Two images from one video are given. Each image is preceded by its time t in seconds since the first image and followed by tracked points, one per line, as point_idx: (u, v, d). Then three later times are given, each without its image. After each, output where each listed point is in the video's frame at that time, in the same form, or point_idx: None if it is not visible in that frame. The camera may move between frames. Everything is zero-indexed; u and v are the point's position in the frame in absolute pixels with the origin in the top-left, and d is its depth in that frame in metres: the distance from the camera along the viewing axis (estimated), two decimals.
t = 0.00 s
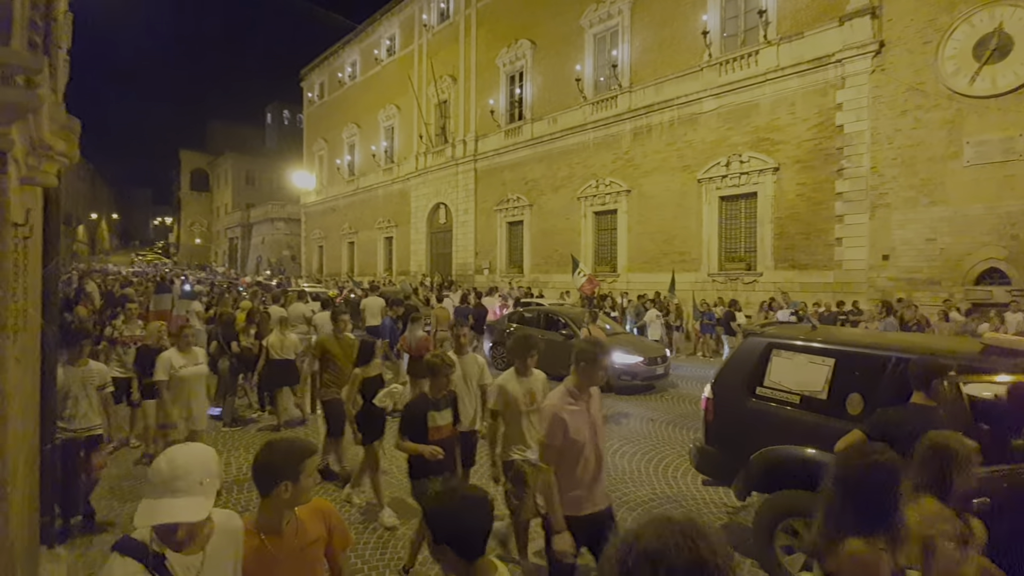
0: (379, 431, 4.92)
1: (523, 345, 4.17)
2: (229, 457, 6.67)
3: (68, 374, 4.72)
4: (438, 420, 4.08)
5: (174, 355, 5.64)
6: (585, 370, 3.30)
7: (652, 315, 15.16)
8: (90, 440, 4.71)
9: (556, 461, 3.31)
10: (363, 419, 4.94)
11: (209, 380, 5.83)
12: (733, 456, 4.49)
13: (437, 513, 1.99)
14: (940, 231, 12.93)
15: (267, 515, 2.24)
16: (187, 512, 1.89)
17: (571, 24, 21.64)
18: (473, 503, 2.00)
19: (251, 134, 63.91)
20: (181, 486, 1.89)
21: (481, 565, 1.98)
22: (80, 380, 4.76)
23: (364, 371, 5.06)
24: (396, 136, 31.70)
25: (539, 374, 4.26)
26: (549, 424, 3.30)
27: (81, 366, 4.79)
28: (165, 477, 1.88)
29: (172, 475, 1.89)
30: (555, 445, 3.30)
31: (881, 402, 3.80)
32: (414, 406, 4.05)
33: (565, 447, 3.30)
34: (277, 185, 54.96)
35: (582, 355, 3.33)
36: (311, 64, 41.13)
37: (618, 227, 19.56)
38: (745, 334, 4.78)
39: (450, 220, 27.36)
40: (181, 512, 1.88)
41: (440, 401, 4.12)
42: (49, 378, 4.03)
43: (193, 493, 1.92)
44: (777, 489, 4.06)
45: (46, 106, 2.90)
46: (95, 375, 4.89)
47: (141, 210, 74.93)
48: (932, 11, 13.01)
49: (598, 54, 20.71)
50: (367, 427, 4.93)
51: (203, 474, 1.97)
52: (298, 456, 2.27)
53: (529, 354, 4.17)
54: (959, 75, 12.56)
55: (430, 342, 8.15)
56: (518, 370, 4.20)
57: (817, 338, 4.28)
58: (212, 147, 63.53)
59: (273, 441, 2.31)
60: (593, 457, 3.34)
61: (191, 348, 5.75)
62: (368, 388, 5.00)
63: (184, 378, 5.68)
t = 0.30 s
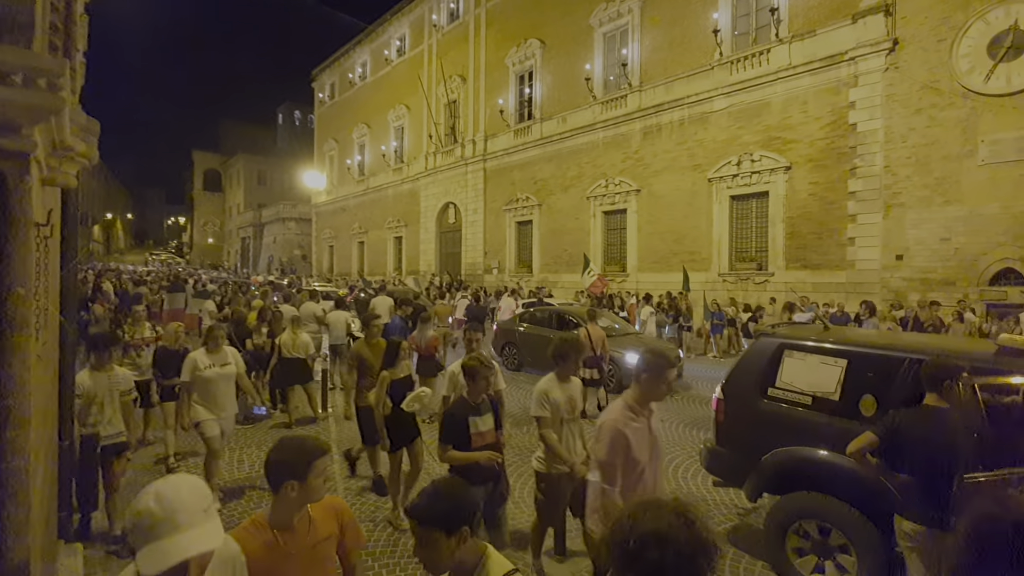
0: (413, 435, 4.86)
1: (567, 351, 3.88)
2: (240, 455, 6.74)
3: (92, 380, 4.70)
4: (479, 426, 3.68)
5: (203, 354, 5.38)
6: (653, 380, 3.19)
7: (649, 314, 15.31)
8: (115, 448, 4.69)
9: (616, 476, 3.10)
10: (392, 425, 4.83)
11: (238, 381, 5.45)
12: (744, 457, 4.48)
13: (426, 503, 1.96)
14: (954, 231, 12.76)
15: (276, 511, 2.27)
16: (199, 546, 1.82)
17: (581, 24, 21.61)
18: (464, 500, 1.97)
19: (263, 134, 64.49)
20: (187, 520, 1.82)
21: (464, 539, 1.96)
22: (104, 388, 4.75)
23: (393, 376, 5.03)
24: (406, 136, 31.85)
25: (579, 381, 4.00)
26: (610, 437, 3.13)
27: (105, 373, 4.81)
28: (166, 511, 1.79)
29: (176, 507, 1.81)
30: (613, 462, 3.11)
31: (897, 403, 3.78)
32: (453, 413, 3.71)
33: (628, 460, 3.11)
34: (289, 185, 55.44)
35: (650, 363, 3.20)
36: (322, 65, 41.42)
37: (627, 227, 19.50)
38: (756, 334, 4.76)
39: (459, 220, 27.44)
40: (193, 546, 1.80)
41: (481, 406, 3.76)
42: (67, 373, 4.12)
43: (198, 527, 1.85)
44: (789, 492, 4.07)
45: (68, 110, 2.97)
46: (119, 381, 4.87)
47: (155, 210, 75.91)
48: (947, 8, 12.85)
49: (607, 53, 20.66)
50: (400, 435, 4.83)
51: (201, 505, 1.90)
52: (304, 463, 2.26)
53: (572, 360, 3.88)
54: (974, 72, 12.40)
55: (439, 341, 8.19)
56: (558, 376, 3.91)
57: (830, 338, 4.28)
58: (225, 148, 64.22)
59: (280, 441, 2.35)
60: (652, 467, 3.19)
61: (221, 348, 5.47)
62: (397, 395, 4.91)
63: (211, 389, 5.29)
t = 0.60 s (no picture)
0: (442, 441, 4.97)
1: (625, 358, 3.66)
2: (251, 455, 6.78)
3: (127, 385, 4.96)
4: (523, 440, 3.39)
5: (229, 361, 5.40)
6: (726, 389, 2.91)
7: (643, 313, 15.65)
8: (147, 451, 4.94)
9: (683, 492, 2.82)
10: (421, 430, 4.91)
11: (264, 386, 5.50)
12: (758, 461, 4.43)
13: (426, 509, 1.92)
14: (970, 231, 12.58)
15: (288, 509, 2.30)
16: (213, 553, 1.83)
17: (590, 24, 21.57)
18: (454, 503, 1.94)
19: (274, 135, 65.03)
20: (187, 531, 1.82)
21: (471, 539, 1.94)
22: (136, 391, 4.98)
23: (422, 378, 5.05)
24: (415, 137, 31.99)
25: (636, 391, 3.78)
26: (677, 450, 2.81)
27: (137, 374, 5.04)
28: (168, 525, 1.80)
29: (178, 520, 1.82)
30: (681, 474, 2.82)
31: (912, 405, 3.74)
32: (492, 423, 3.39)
33: (698, 473, 2.82)
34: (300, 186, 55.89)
35: (722, 369, 2.93)
36: (332, 66, 41.69)
37: (636, 228, 19.44)
38: (769, 336, 4.71)
39: (468, 220, 27.49)
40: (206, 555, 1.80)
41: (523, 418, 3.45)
42: (83, 369, 4.18)
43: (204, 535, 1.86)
44: (802, 494, 4.02)
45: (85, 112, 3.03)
46: (150, 384, 5.08)
47: (167, 211, 76.84)
48: (961, 5, 12.69)
49: (617, 53, 20.61)
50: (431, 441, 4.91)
51: (202, 516, 1.90)
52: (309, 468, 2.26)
53: (631, 370, 3.67)
54: (990, 70, 12.23)
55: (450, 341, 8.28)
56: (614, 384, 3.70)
57: (843, 340, 4.23)
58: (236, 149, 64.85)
59: (287, 444, 2.34)
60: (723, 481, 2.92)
61: (248, 354, 5.48)
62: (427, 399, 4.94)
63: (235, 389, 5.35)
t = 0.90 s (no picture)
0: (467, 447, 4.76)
1: (675, 368, 3.40)
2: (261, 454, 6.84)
3: (157, 391, 4.74)
4: (573, 453, 3.27)
5: (254, 363, 5.24)
6: (804, 414, 2.63)
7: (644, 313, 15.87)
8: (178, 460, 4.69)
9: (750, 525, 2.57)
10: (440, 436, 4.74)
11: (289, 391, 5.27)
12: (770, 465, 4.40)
13: (443, 510, 1.95)
14: (986, 232, 12.41)
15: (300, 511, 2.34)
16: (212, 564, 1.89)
17: (600, 24, 21.54)
18: (470, 502, 1.95)
19: (286, 136, 65.62)
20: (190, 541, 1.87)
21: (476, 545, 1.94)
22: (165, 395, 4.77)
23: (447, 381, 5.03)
24: (425, 137, 32.13)
25: (687, 399, 3.53)
26: (749, 480, 2.57)
27: (167, 379, 4.83)
28: (168, 537, 1.83)
29: (177, 531, 1.85)
30: (749, 506, 2.58)
31: (924, 408, 3.69)
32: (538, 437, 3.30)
33: (773, 508, 2.55)
34: (311, 187, 56.33)
35: (797, 391, 2.65)
36: (344, 67, 41.98)
37: (646, 228, 19.37)
38: (780, 339, 4.69)
39: (477, 221, 27.55)
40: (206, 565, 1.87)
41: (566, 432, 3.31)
42: (99, 364, 4.25)
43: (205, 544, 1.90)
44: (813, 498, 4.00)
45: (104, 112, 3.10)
46: (182, 390, 4.88)
47: (181, 211, 77.78)
48: (977, 3, 12.53)
49: (627, 53, 20.57)
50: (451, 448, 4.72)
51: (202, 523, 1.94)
52: (315, 473, 2.27)
53: (682, 377, 3.41)
54: (1007, 69, 12.06)
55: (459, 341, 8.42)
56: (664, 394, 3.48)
57: (855, 344, 4.21)
58: (249, 150, 65.51)
59: (295, 447, 2.33)
60: (803, 520, 2.63)
61: (273, 356, 5.30)
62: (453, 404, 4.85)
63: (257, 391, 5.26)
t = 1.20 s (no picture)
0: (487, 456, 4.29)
1: (731, 383, 3.28)
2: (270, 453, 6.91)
3: (187, 395, 4.43)
4: (623, 480, 3.13)
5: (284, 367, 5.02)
6: (904, 438, 2.29)
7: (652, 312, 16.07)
8: (207, 467, 4.44)
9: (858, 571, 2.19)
10: (460, 442, 4.30)
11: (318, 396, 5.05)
12: (778, 467, 4.36)
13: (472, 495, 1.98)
14: (1000, 233, 12.23)
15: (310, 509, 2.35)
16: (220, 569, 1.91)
17: (610, 24, 21.49)
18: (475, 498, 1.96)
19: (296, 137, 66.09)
20: (200, 546, 1.90)
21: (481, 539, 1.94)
22: (197, 400, 4.49)
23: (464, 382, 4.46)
24: (434, 137, 32.23)
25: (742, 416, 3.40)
26: (851, 517, 2.22)
27: (198, 384, 4.53)
28: (178, 541, 1.87)
29: (185, 536, 1.88)
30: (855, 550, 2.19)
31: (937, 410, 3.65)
32: (585, 465, 3.10)
33: (880, 551, 2.19)
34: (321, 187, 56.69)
35: (901, 411, 2.30)
36: (353, 68, 42.21)
37: (655, 228, 19.29)
38: (791, 339, 4.67)
39: (486, 221, 27.58)
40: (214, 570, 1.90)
41: (616, 457, 3.13)
42: (113, 363, 4.31)
43: (214, 548, 1.94)
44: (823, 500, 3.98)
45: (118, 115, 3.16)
46: (213, 394, 4.60)
47: (193, 211, 78.61)
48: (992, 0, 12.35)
49: (636, 52, 20.50)
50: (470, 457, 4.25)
51: (214, 527, 1.97)
52: (325, 472, 2.27)
53: (737, 394, 3.30)
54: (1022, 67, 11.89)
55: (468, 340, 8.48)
56: (718, 410, 3.31)
57: (867, 344, 4.17)
58: (259, 151, 66.07)
59: (306, 447, 2.33)
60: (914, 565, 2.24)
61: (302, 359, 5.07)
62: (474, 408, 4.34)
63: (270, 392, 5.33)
